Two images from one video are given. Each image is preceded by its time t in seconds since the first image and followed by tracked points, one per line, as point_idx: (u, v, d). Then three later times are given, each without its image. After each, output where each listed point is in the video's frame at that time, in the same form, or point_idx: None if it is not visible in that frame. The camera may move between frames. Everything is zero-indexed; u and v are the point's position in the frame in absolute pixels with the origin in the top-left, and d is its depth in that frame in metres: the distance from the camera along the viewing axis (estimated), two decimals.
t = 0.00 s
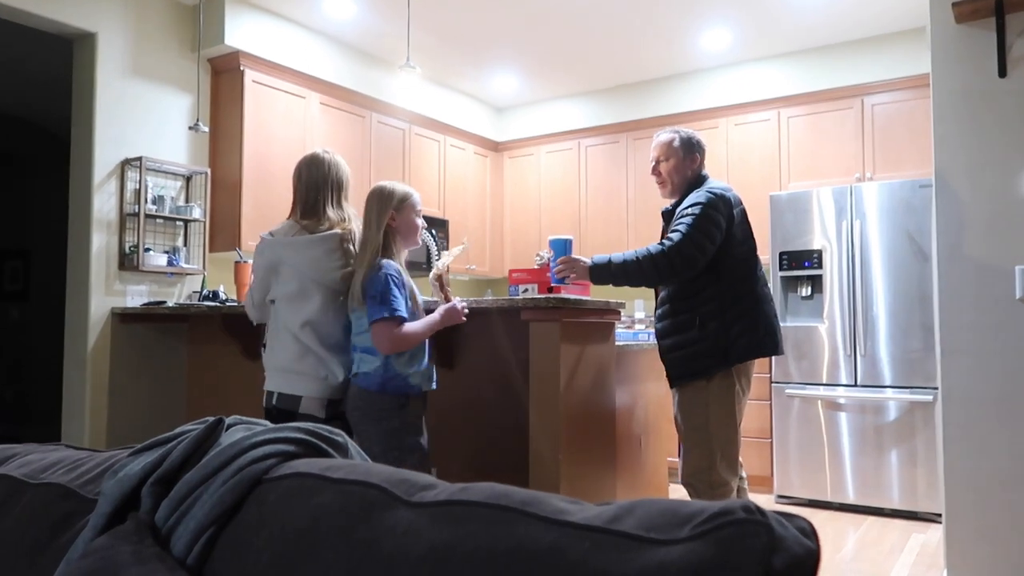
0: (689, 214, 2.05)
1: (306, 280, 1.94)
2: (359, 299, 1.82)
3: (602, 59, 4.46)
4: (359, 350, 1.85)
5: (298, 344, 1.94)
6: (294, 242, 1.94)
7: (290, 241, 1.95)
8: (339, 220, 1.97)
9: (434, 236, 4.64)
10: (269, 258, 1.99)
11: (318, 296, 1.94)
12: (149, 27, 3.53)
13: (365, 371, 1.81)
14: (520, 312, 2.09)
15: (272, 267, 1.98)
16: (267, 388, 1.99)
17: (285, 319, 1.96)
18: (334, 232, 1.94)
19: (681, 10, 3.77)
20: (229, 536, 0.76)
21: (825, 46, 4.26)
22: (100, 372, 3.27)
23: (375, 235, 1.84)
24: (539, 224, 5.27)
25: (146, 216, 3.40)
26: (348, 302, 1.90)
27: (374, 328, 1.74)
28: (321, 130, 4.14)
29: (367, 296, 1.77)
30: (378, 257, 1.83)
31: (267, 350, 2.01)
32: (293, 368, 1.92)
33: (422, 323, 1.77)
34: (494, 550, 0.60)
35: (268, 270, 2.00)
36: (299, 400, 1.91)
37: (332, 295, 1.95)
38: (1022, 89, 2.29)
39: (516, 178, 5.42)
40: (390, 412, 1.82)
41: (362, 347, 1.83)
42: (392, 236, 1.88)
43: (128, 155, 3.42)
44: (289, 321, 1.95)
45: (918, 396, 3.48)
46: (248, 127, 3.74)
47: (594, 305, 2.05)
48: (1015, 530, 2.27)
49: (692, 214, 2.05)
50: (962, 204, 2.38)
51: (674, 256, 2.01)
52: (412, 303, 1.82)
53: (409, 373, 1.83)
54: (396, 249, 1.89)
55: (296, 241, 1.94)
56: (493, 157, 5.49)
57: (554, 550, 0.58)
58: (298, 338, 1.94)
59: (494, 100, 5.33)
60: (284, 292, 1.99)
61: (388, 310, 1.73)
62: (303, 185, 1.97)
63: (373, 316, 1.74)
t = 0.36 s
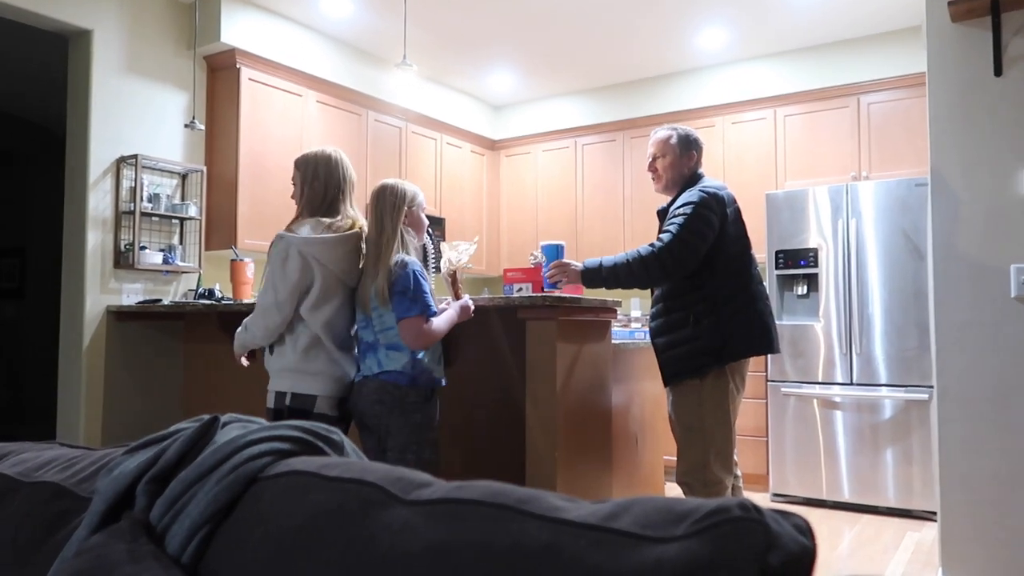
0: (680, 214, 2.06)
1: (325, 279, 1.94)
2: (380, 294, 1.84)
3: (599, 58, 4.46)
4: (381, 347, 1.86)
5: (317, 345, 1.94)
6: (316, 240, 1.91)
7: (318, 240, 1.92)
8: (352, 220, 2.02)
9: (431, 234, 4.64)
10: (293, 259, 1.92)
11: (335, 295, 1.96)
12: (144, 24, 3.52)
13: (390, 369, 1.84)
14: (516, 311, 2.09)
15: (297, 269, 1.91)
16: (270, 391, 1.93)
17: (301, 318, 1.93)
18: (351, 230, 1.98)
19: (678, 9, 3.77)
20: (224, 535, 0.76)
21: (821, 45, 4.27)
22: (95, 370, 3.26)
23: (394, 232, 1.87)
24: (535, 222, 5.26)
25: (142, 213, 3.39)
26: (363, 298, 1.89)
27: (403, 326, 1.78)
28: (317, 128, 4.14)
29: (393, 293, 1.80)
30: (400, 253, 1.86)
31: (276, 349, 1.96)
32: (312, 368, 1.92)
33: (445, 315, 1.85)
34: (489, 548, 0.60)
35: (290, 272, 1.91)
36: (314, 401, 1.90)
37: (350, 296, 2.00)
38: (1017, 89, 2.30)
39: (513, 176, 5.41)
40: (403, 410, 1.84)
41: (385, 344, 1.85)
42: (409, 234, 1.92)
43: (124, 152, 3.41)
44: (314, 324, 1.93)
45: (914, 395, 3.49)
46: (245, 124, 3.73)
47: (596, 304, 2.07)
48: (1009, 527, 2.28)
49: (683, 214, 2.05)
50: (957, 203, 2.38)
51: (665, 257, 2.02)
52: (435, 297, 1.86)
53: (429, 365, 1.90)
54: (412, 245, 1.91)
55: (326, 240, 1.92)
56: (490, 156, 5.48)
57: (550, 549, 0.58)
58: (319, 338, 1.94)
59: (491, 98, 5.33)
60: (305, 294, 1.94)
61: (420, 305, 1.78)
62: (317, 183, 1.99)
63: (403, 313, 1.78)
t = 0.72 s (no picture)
0: (676, 214, 2.06)
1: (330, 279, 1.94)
2: (374, 293, 1.83)
3: (589, 57, 4.46)
4: (372, 348, 1.85)
5: (317, 345, 1.94)
6: (322, 240, 1.91)
7: (323, 239, 1.91)
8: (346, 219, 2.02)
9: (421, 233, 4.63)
10: (299, 258, 1.90)
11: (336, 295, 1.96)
12: (131, 21, 3.49)
13: (382, 369, 1.84)
14: (505, 311, 2.09)
15: (304, 269, 1.90)
16: (267, 392, 1.91)
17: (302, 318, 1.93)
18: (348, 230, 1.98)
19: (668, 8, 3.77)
20: (209, 539, 0.75)
21: (809, 45, 4.29)
22: (82, 371, 3.24)
23: (388, 233, 1.86)
24: (525, 221, 5.26)
25: (128, 213, 3.37)
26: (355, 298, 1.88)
27: (398, 326, 1.79)
28: (305, 126, 4.12)
29: (387, 293, 1.81)
30: (393, 253, 1.85)
31: (274, 350, 1.93)
32: (313, 368, 1.92)
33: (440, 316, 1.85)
34: (474, 549, 0.60)
35: (296, 272, 1.90)
36: (315, 402, 1.91)
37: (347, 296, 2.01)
38: (1001, 89, 2.32)
39: (502, 175, 5.41)
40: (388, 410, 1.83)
41: (377, 344, 1.85)
42: (400, 234, 1.92)
43: (111, 151, 3.39)
44: (317, 324, 1.93)
45: (901, 393, 3.51)
46: (233, 123, 3.71)
47: (586, 304, 2.08)
48: (995, 524, 2.30)
49: (679, 213, 2.05)
50: (943, 202, 2.40)
51: (660, 256, 2.01)
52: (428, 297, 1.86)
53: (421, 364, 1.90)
54: (403, 245, 1.91)
55: (330, 239, 1.92)
56: (479, 155, 5.48)
57: (535, 550, 0.58)
58: (319, 339, 1.94)
59: (481, 97, 5.32)
60: (308, 294, 1.93)
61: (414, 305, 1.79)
62: (312, 181, 1.98)
63: (397, 313, 1.78)
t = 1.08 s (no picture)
0: (699, 216, 2.06)
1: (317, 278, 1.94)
2: (358, 293, 1.82)
3: (578, 59, 4.48)
4: (356, 348, 1.85)
5: (305, 345, 1.93)
6: (308, 239, 1.91)
7: (308, 238, 1.91)
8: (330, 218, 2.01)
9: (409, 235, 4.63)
10: (284, 258, 1.89)
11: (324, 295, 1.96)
12: (117, 20, 3.47)
13: (365, 369, 1.83)
14: (494, 312, 2.09)
15: (291, 269, 1.89)
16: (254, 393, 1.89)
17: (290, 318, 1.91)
18: (333, 230, 1.98)
19: (656, 11, 3.79)
20: (196, 540, 0.74)
21: (796, 49, 4.32)
22: (66, 372, 3.21)
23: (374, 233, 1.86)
24: (514, 221, 5.26)
25: (114, 213, 3.34)
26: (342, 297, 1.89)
27: (384, 326, 1.77)
28: (293, 126, 4.10)
29: (372, 294, 1.79)
30: (379, 253, 1.85)
31: (262, 352, 1.91)
32: (300, 368, 1.91)
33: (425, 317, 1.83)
34: (463, 550, 0.60)
35: (283, 271, 1.89)
36: (303, 402, 1.90)
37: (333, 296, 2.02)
38: (985, 92, 2.34)
39: (491, 176, 5.41)
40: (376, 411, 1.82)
41: (360, 345, 1.84)
42: (388, 235, 1.91)
43: (97, 151, 3.36)
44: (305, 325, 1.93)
45: (886, 394, 3.53)
46: (220, 123, 3.69)
47: (571, 305, 2.08)
48: (978, 524, 2.32)
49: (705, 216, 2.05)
50: (927, 205, 2.43)
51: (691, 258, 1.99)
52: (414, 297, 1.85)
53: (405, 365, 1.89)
54: (390, 247, 1.90)
55: (315, 239, 1.92)
56: (467, 156, 5.48)
57: (524, 550, 0.58)
58: (307, 339, 1.93)
59: (469, 98, 5.32)
60: (295, 294, 1.92)
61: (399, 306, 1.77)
62: (293, 180, 1.98)
63: (382, 314, 1.76)
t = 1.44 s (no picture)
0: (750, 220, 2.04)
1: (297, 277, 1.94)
2: (358, 293, 1.82)
3: (580, 59, 4.47)
4: (358, 348, 1.86)
5: (291, 344, 1.93)
6: (281, 237, 1.90)
7: (281, 236, 1.90)
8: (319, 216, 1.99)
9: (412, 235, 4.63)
10: (258, 257, 1.91)
11: (307, 293, 1.95)
12: (120, 21, 3.47)
13: (367, 369, 1.83)
14: (496, 312, 2.09)
15: (264, 268, 1.90)
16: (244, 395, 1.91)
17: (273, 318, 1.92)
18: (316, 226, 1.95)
19: (658, 12, 3.79)
20: (200, 540, 0.75)
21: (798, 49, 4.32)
22: (70, 372, 3.22)
23: (374, 233, 1.86)
24: (516, 222, 5.26)
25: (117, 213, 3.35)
26: (342, 299, 1.90)
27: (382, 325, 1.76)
28: (296, 127, 4.11)
29: (371, 293, 1.79)
30: (378, 253, 1.85)
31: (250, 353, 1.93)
32: (285, 368, 1.90)
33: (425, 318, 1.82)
34: (467, 550, 0.60)
35: (259, 272, 1.90)
36: (291, 402, 1.89)
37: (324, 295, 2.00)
38: (987, 92, 2.34)
39: (493, 177, 5.42)
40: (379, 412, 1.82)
41: (362, 345, 1.85)
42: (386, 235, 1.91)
43: (99, 151, 3.36)
44: (289, 323, 1.92)
45: (889, 395, 3.53)
46: (223, 124, 3.70)
47: (570, 304, 2.07)
48: (981, 525, 2.32)
49: (755, 220, 2.05)
50: (931, 205, 2.42)
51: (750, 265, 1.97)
52: (414, 298, 1.85)
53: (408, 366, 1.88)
54: (389, 247, 1.89)
55: (289, 236, 1.90)
56: (470, 156, 5.48)
57: (528, 551, 0.58)
58: (292, 338, 1.93)
59: (472, 99, 5.32)
60: (276, 293, 1.93)
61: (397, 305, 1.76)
62: (280, 180, 1.98)
63: (380, 313, 1.76)
